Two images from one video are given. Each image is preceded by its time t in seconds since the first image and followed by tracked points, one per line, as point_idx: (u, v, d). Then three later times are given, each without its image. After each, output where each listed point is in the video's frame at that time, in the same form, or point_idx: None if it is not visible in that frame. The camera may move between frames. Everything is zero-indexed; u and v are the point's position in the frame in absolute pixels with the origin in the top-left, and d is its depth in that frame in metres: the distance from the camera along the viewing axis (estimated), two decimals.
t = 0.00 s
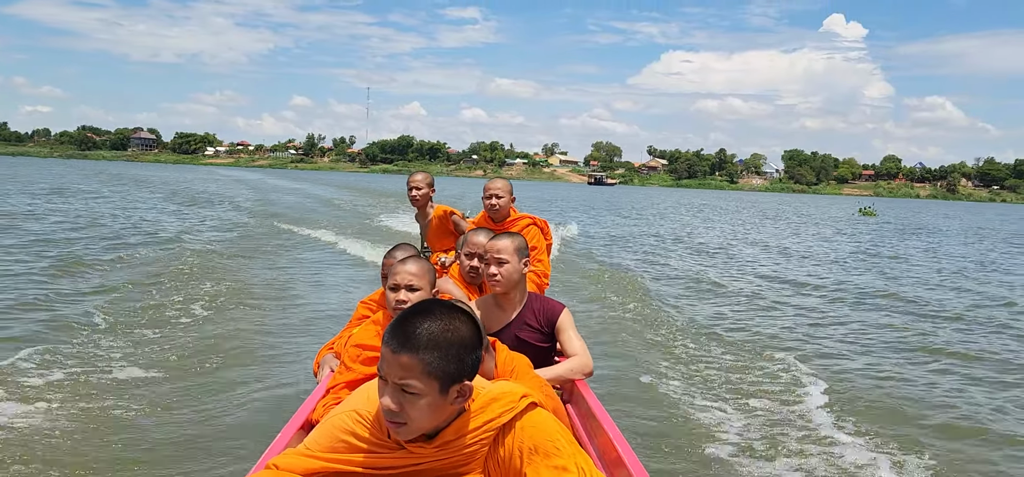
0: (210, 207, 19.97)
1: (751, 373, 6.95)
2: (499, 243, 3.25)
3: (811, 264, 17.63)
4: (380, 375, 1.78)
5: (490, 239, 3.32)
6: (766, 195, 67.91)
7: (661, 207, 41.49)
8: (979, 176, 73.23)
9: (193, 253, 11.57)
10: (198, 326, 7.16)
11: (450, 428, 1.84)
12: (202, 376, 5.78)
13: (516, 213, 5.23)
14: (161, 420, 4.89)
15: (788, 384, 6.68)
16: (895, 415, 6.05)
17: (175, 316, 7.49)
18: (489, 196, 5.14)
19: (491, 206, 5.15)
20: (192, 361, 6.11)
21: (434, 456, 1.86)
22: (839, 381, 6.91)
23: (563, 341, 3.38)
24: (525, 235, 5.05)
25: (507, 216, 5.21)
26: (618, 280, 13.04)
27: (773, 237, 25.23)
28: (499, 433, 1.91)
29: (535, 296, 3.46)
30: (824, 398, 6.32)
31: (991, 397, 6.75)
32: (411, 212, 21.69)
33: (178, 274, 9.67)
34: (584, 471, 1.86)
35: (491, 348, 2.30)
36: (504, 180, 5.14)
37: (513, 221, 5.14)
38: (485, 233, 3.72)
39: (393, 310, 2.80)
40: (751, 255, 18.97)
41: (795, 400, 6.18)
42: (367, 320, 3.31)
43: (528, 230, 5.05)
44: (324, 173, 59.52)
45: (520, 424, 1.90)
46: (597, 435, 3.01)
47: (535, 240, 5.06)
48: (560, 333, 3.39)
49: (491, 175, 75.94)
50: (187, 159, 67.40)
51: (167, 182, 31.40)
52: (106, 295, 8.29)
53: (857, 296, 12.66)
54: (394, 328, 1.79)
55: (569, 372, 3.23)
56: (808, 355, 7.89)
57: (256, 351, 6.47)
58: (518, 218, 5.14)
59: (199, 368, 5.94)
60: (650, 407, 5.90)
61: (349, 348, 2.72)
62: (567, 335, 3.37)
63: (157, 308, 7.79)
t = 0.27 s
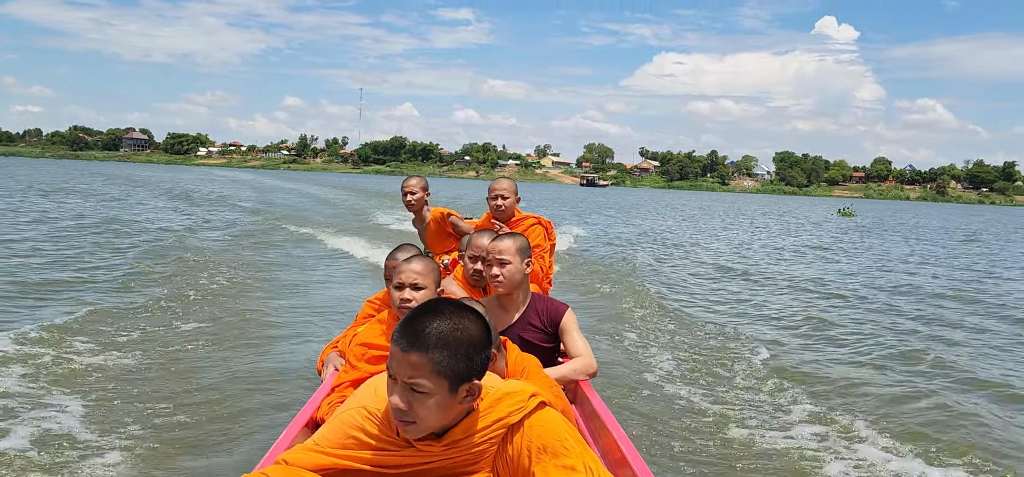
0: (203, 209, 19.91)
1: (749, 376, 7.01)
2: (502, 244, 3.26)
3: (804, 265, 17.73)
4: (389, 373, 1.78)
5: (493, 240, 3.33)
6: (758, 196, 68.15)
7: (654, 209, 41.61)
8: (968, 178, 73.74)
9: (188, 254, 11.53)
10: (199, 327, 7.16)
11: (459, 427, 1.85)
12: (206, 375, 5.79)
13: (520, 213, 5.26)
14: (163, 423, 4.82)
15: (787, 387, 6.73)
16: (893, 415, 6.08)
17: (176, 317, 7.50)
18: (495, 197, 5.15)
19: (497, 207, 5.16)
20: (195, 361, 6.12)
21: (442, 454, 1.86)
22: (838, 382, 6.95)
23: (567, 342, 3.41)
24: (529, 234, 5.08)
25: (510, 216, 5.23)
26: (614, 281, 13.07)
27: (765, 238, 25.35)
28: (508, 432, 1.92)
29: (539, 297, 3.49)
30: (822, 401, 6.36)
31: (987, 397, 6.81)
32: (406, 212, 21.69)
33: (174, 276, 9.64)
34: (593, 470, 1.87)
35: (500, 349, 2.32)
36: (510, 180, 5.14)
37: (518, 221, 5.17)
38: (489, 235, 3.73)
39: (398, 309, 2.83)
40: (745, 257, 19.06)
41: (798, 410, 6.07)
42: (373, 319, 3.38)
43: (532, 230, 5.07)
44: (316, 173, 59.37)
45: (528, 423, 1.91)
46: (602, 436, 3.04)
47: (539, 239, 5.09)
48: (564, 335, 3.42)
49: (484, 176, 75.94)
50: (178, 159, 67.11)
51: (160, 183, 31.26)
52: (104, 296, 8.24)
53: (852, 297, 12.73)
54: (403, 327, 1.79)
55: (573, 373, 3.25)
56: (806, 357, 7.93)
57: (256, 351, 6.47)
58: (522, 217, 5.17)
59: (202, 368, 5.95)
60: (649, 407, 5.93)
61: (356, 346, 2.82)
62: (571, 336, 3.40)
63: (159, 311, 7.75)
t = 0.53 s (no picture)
0: (192, 209, 19.82)
1: (740, 374, 7.07)
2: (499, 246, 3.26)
3: (792, 264, 17.87)
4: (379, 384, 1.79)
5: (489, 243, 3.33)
6: (745, 197, 68.53)
7: (643, 209, 41.76)
8: (953, 178, 74.46)
9: (179, 254, 11.48)
10: (192, 328, 7.15)
11: (450, 436, 1.86)
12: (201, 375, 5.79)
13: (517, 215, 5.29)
14: (156, 426, 4.76)
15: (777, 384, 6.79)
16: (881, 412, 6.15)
17: (168, 318, 7.49)
18: (493, 198, 5.13)
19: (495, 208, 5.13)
20: (188, 361, 6.12)
21: (432, 464, 1.87)
22: (832, 381, 6.98)
23: (561, 345, 3.42)
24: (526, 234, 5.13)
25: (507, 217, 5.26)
26: (606, 281, 13.09)
27: (754, 238, 25.51)
28: (499, 440, 1.93)
29: (534, 300, 3.50)
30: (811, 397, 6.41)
31: (976, 396, 6.87)
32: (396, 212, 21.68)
33: (165, 277, 9.60)
34: None
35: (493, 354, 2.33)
36: (508, 182, 5.14)
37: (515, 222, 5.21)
38: (481, 240, 3.73)
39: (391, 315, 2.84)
40: (734, 256, 19.17)
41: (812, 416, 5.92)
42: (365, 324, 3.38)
43: (529, 230, 5.12)
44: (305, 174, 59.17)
45: (519, 431, 1.93)
46: (594, 439, 3.06)
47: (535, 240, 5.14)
48: (558, 337, 3.43)
49: (473, 177, 75.95)
50: (166, 160, 66.71)
51: (148, 183, 31.07)
52: (94, 298, 8.17)
53: (839, 296, 12.85)
54: (393, 337, 1.80)
55: (566, 376, 3.26)
56: (798, 356, 7.97)
57: (249, 351, 6.46)
58: (519, 219, 5.21)
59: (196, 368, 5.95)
60: (641, 405, 5.96)
61: (346, 351, 2.82)
62: (565, 339, 3.41)
63: (151, 313, 7.67)
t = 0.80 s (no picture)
0: (181, 211, 19.71)
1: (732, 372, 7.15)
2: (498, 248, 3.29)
3: (780, 265, 18.02)
4: (373, 387, 1.80)
5: (486, 244, 3.35)
6: (731, 199, 68.94)
7: (631, 211, 41.94)
8: (936, 180, 75.32)
9: (168, 256, 11.43)
10: (185, 329, 7.14)
11: (445, 440, 1.87)
12: (198, 375, 5.81)
13: (515, 219, 5.31)
14: (154, 427, 4.77)
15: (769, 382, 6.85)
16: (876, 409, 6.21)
17: (161, 319, 7.47)
18: (489, 199, 5.16)
19: (489, 210, 5.15)
20: (184, 362, 6.12)
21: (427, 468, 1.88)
22: (825, 378, 7.03)
23: (557, 345, 3.44)
24: (522, 238, 5.15)
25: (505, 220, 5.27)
26: (598, 282, 13.13)
27: (741, 239, 25.69)
28: (494, 442, 1.95)
29: (529, 301, 3.52)
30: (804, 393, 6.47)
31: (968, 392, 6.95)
32: (386, 214, 21.66)
33: (156, 278, 9.56)
34: None
35: (489, 355, 2.34)
36: (504, 184, 5.18)
37: (512, 225, 5.23)
38: (475, 243, 3.75)
39: (386, 317, 2.85)
40: (722, 257, 19.31)
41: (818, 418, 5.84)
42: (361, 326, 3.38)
43: (526, 234, 5.14)
44: (292, 176, 58.92)
45: (515, 432, 1.94)
46: (591, 439, 3.09)
47: (531, 245, 5.15)
48: (554, 338, 3.45)
49: (461, 178, 75.88)
50: (153, 162, 66.32)
51: (134, 185, 30.85)
52: (84, 300, 8.12)
53: (827, 296, 12.98)
54: (388, 339, 1.81)
55: (562, 377, 3.28)
56: (791, 355, 8.03)
57: (244, 352, 6.46)
58: (516, 222, 5.23)
59: (193, 368, 5.96)
60: (635, 404, 6.01)
61: (344, 354, 2.83)
62: (561, 340, 3.43)
63: (145, 314, 7.63)
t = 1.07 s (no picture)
0: (168, 213, 19.60)
1: (722, 374, 7.21)
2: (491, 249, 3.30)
3: (767, 266, 18.18)
4: (370, 386, 1.81)
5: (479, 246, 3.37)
6: (717, 200, 69.37)
7: (618, 212, 42.11)
8: (918, 181, 76.17)
9: (157, 258, 11.37)
10: (176, 330, 7.12)
11: (441, 439, 1.88)
12: (191, 376, 5.80)
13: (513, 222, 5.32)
14: (147, 427, 4.76)
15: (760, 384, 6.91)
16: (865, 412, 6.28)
17: (152, 320, 7.44)
18: (486, 201, 5.16)
19: (488, 211, 5.16)
20: (177, 362, 6.11)
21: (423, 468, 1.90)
22: (814, 379, 7.11)
23: (552, 346, 3.46)
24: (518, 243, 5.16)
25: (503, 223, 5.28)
26: (589, 283, 13.17)
27: (728, 241, 25.88)
28: (491, 442, 1.96)
29: (524, 302, 3.54)
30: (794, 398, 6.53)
31: (957, 394, 7.03)
32: (375, 215, 21.63)
33: (144, 280, 9.51)
34: None
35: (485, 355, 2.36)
36: (503, 185, 5.15)
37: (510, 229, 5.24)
38: (469, 245, 3.76)
39: (380, 320, 2.86)
40: (709, 259, 19.45)
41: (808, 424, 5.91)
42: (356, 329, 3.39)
43: (522, 239, 5.16)
44: (279, 177, 58.67)
45: (511, 432, 1.96)
46: (587, 439, 3.11)
47: (527, 250, 5.17)
48: (549, 338, 3.47)
49: (448, 180, 75.81)
50: (138, 164, 65.87)
51: (119, 187, 30.62)
52: (74, 303, 8.07)
53: (813, 297, 13.11)
54: (384, 339, 1.83)
55: (560, 378, 3.29)
56: (783, 356, 8.10)
57: (236, 353, 6.45)
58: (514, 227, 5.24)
59: (186, 368, 5.95)
60: (627, 406, 6.06)
61: (339, 357, 2.83)
62: (556, 340, 3.45)
63: (136, 316, 7.60)
